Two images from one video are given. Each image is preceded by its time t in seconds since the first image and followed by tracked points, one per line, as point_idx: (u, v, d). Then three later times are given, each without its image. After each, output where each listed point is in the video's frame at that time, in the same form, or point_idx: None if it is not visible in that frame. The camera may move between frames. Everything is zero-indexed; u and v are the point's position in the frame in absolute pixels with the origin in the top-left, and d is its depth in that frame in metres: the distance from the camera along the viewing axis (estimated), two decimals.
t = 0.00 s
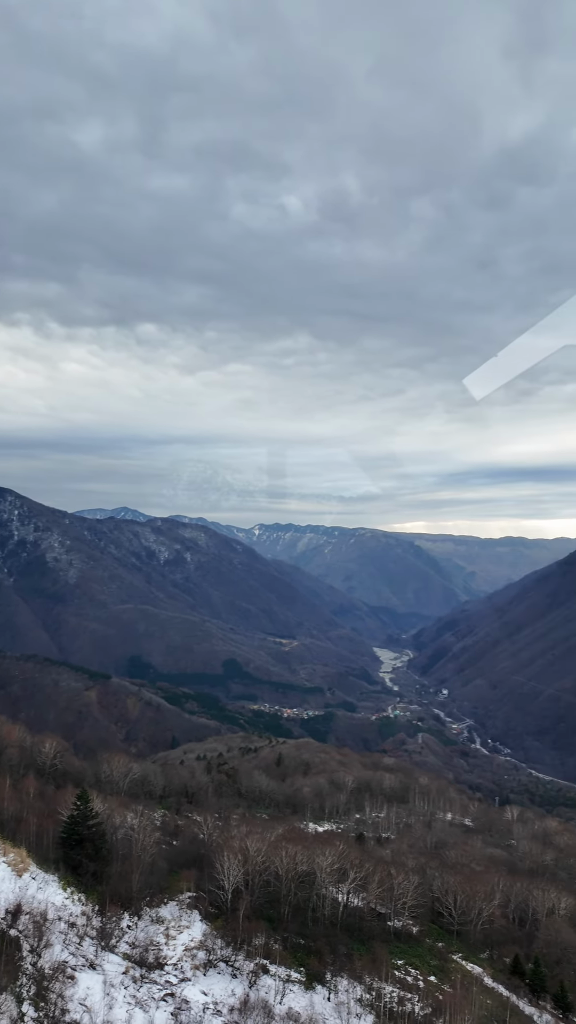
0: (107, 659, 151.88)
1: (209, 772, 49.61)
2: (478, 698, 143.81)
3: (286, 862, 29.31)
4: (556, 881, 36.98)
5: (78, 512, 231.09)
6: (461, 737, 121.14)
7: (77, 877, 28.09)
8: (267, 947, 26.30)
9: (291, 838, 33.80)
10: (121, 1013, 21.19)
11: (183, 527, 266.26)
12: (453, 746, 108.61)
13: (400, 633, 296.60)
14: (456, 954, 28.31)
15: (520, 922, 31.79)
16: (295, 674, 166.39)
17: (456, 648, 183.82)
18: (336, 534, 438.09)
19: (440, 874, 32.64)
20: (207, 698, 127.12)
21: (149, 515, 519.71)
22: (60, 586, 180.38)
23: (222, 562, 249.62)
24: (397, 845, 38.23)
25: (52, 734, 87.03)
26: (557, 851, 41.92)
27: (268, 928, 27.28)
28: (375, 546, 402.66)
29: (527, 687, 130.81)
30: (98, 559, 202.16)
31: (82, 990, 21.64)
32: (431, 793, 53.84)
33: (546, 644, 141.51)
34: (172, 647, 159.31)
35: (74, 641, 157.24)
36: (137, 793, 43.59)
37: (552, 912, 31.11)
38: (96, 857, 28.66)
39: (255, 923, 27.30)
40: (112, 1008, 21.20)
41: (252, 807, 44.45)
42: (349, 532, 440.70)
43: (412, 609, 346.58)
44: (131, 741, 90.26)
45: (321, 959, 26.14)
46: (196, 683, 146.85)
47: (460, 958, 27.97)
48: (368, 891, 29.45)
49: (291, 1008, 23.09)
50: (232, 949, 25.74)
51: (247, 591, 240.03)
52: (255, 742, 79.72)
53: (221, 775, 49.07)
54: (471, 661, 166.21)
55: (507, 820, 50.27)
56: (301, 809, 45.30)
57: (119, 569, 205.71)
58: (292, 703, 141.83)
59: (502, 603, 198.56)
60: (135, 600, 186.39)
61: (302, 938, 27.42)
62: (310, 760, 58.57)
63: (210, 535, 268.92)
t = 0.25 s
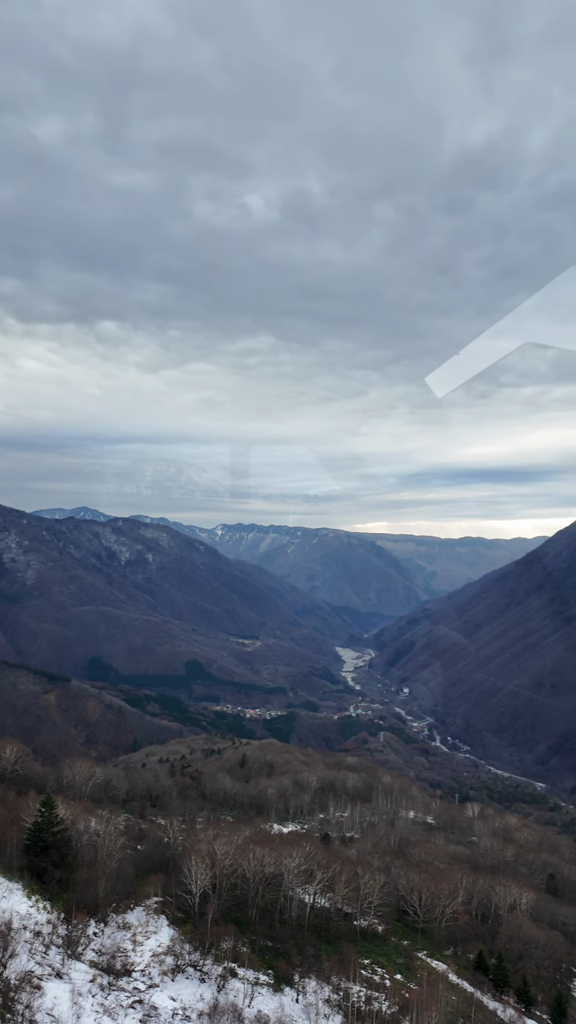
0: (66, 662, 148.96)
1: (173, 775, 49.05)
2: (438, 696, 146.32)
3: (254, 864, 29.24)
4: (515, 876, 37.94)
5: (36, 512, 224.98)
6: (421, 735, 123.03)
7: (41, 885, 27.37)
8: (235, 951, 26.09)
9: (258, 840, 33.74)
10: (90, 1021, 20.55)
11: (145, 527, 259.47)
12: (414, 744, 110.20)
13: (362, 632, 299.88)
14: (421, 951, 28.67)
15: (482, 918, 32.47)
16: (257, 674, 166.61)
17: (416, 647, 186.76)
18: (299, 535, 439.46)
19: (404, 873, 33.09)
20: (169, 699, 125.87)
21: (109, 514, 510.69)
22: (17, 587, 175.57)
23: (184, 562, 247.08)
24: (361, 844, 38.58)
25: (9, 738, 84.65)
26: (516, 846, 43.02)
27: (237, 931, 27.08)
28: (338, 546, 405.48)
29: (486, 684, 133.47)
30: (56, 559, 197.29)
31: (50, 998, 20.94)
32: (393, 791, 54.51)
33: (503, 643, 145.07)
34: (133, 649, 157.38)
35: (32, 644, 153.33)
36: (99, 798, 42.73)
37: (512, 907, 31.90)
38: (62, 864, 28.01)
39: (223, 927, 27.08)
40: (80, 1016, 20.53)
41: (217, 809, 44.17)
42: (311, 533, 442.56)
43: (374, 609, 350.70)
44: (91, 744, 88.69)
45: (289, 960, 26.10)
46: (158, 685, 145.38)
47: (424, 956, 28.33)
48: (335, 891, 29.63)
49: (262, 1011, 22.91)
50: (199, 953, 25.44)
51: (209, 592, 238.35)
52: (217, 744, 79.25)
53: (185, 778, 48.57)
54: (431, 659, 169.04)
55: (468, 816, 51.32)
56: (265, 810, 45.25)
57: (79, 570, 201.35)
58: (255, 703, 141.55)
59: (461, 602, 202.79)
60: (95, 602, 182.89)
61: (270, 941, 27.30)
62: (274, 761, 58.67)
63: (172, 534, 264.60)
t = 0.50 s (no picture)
0: (24, 665, 145.39)
1: (137, 778, 48.30)
2: (400, 695, 148.24)
3: (222, 867, 29.03)
4: (476, 872, 38.71)
5: None
6: (384, 733, 124.38)
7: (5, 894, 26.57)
8: (205, 954, 25.78)
9: (225, 843, 33.50)
10: None
11: (106, 528, 254.07)
12: (377, 743, 111.32)
13: (325, 632, 302.03)
14: (387, 950, 28.89)
15: (446, 915, 32.99)
16: (220, 674, 166.49)
17: (378, 646, 188.99)
18: (263, 535, 439.81)
19: (371, 871, 33.36)
20: (131, 701, 124.07)
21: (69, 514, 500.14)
22: None
23: (146, 563, 243.87)
24: (327, 843, 38.77)
25: None
26: (478, 843, 43.91)
27: (205, 935, 26.79)
28: (302, 547, 406.90)
29: (446, 682, 135.96)
30: (14, 560, 192.09)
31: (17, 1008, 20.26)
32: (358, 790, 54.91)
33: (463, 642, 148.06)
34: (93, 651, 155.02)
35: None
36: (62, 803, 41.74)
37: (476, 902, 32.51)
38: (27, 872, 27.27)
39: (191, 931, 26.73)
40: None
41: (182, 812, 43.72)
42: (274, 533, 442.90)
43: (337, 608, 353.44)
44: (51, 748, 86.89)
45: (258, 962, 25.95)
46: (119, 687, 143.20)
47: (391, 953, 28.58)
48: (304, 892, 29.66)
49: (232, 1014, 22.67)
50: (168, 959, 25.03)
51: (172, 592, 235.92)
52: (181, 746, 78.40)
53: (149, 781, 47.89)
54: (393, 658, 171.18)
55: (430, 813, 52.16)
56: (230, 812, 45.04)
57: (37, 570, 196.57)
58: (218, 704, 140.72)
59: (422, 602, 206.22)
60: (55, 603, 179.26)
61: (239, 943, 27.08)
62: (239, 762, 58.57)
63: (134, 535, 260.24)
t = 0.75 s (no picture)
0: None
1: (107, 782, 47.61)
2: (370, 694, 149.32)
3: (197, 871, 28.89)
4: (447, 869, 39.27)
5: None
6: (354, 732, 125.13)
7: None
8: (180, 959, 25.52)
9: (200, 846, 33.26)
10: None
11: (74, 528, 247.23)
12: (347, 742, 111.95)
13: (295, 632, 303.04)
14: (361, 949, 29.13)
15: (419, 914, 33.36)
16: (190, 675, 166.19)
17: (347, 646, 190.46)
18: (233, 534, 438.70)
19: (345, 871, 33.55)
20: (99, 703, 122.37)
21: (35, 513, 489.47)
22: None
23: (115, 563, 240.42)
24: (301, 844, 38.84)
25: None
26: (449, 841, 44.50)
27: (182, 939, 26.54)
28: (272, 547, 407.14)
29: (415, 681, 137.88)
30: None
31: None
32: (329, 790, 55.11)
33: (432, 641, 150.06)
34: (61, 652, 152.69)
35: None
36: (31, 808, 40.87)
37: (448, 901, 32.97)
38: None
39: (167, 936, 26.45)
40: None
41: (154, 815, 43.35)
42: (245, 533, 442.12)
43: (308, 608, 354.76)
44: (17, 752, 85.31)
45: (233, 965, 25.88)
46: (88, 688, 141.17)
47: (365, 953, 28.75)
48: (279, 895, 29.64)
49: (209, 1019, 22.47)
50: (145, 963, 24.67)
51: (142, 593, 233.58)
52: (151, 748, 77.77)
53: (120, 784, 47.22)
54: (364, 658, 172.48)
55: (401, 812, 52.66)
56: (202, 813, 44.87)
57: (3, 571, 191.94)
58: (188, 705, 139.85)
59: (391, 601, 208.52)
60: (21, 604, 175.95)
61: (214, 947, 26.91)
62: (210, 763, 58.41)
63: (103, 535, 254.49)
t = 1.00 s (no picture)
0: None
1: (86, 784, 46.91)
2: (348, 693, 149.84)
3: (180, 874, 28.74)
4: (427, 867, 39.59)
5: None
6: (332, 731, 125.36)
7: None
8: (165, 962, 25.21)
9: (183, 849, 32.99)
10: None
11: (49, 527, 241.90)
12: (325, 741, 112.17)
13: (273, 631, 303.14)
14: (344, 948, 29.23)
15: (400, 912, 33.57)
16: (168, 674, 165.45)
17: (325, 645, 191.13)
18: (211, 534, 437.66)
19: (327, 871, 33.63)
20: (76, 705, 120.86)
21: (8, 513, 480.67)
22: None
23: (92, 562, 237.45)
24: (283, 844, 38.82)
25: None
26: (428, 838, 44.85)
27: (166, 941, 26.25)
28: (251, 547, 406.50)
29: (393, 680, 138.93)
30: None
31: None
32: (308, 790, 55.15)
33: (410, 640, 151.17)
34: (36, 653, 150.64)
35: None
36: (9, 812, 40.06)
37: (429, 899, 33.26)
38: None
39: (151, 939, 26.11)
40: None
41: (134, 816, 43.03)
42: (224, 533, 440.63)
43: (286, 608, 354.90)
44: None
45: (217, 967, 25.74)
46: (64, 689, 139.46)
47: (348, 952, 28.83)
48: (262, 895, 29.55)
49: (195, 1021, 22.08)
50: (129, 966, 24.22)
51: (118, 593, 231.31)
52: (129, 749, 77.09)
53: (99, 785, 46.74)
54: (342, 657, 173.12)
55: (381, 810, 52.96)
56: (182, 814, 44.70)
57: None
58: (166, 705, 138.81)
59: (369, 601, 209.72)
60: None
61: (197, 949, 26.68)
62: (189, 764, 58.10)
63: (78, 535, 250.80)
